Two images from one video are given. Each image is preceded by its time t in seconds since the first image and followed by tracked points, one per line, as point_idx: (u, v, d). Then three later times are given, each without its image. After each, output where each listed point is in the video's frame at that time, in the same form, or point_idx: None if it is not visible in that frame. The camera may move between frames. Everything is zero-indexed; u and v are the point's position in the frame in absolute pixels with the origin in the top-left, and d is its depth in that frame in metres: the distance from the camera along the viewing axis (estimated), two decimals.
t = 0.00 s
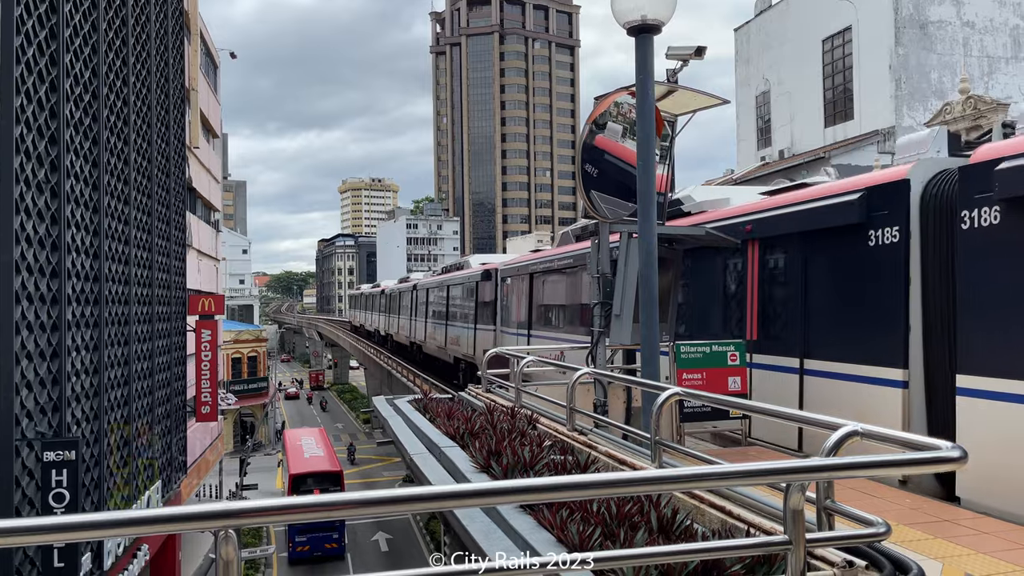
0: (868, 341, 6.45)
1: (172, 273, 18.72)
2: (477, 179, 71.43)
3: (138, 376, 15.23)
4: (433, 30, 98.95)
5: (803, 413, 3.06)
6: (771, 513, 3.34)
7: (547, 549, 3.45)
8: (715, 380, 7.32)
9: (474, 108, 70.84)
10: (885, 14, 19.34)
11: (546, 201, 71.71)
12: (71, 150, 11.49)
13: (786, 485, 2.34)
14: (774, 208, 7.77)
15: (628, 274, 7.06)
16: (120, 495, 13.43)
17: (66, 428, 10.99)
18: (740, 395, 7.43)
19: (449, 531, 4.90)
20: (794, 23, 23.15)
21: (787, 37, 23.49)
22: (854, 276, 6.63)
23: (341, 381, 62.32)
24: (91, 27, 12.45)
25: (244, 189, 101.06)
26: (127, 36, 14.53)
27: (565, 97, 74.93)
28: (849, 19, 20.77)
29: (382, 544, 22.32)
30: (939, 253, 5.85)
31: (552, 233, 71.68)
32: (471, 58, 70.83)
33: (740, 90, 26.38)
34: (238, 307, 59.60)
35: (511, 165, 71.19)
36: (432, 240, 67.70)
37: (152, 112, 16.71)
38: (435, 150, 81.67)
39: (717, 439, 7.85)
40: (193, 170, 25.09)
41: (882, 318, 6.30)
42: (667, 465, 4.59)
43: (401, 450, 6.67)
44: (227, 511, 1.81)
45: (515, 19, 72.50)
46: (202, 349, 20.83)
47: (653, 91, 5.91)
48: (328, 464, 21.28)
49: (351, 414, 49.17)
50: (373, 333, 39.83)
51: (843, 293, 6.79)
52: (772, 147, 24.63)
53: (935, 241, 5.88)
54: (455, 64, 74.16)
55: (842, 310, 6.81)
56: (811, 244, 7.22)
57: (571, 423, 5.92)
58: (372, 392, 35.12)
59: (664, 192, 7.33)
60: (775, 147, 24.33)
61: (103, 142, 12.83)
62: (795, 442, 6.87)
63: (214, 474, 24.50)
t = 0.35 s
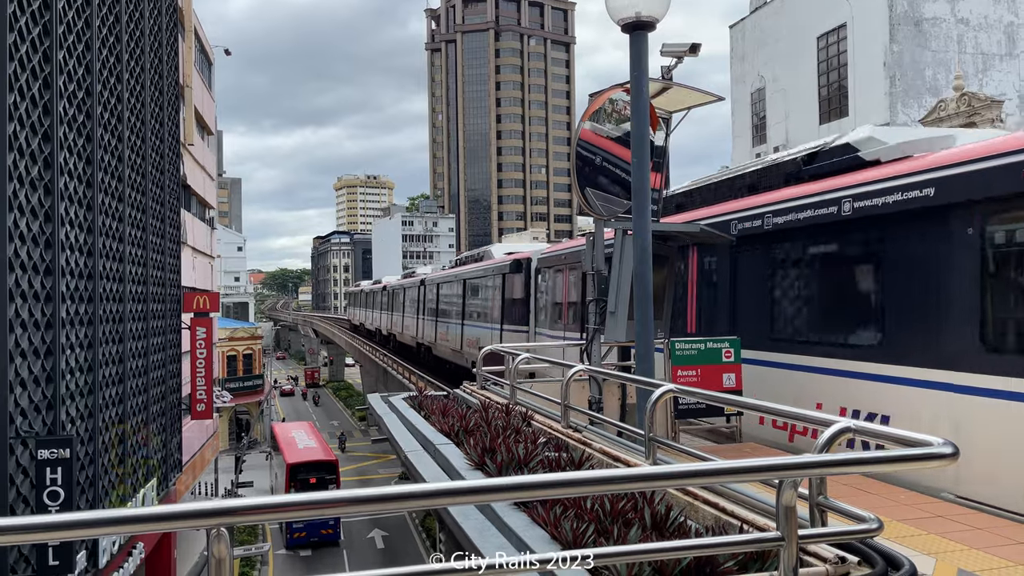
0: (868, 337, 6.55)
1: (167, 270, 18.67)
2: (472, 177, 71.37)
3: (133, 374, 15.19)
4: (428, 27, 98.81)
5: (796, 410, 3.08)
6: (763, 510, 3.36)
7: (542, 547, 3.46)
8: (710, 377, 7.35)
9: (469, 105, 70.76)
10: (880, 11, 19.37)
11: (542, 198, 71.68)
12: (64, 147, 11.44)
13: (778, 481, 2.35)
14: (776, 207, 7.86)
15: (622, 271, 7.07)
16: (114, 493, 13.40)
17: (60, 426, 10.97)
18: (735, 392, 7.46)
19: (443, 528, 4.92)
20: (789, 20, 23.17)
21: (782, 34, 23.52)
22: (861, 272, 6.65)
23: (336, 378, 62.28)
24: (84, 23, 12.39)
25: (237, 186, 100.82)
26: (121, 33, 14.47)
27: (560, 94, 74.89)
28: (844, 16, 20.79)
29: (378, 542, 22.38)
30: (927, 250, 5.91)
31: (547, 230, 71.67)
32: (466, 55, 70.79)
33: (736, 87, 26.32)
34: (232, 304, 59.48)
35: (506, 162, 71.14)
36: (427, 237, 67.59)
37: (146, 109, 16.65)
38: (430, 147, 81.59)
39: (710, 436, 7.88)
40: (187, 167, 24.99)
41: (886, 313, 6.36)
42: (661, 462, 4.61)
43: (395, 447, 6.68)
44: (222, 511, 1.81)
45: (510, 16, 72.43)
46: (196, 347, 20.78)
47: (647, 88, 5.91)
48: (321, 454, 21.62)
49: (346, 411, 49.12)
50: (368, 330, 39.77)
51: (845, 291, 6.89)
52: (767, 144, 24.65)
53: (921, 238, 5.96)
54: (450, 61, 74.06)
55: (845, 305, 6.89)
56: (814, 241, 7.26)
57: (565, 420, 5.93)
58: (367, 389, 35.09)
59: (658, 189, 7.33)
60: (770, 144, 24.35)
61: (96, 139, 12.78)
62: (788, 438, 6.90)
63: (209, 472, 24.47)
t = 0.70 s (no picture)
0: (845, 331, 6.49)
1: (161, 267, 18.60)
2: (467, 174, 71.31)
3: (127, 372, 15.11)
4: (423, 24, 98.54)
5: (789, 406, 3.09)
6: (757, 506, 3.38)
7: (536, 544, 3.47)
8: (704, 373, 7.37)
9: (464, 102, 70.67)
10: (875, 9, 19.38)
11: (537, 195, 71.67)
12: (57, 144, 11.39)
13: (771, 478, 2.36)
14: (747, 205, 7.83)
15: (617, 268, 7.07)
16: (109, 492, 13.36)
17: (55, 424, 10.93)
18: (729, 388, 7.48)
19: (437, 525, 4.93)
20: (784, 18, 23.17)
21: (777, 31, 23.53)
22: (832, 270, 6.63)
23: (331, 376, 62.16)
24: (77, 20, 12.32)
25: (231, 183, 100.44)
26: (114, 29, 14.38)
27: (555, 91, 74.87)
28: (839, 13, 20.79)
29: (373, 539, 22.40)
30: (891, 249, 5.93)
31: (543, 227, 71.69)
32: (461, 52, 70.72)
33: (731, 84, 26.38)
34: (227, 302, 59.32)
35: (501, 159, 71.09)
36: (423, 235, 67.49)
37: (140, 106, 16.58)
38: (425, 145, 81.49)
39: (704, 432, 7.90)
40: (181, 165, 24.88)
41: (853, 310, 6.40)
42: (655, 458, 4.62)
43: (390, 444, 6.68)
44: (220, 506, 1.82)
45: (505, 13, 72.36)
46: (191, 344, 20.73)
47: (642, 85, 5.91)
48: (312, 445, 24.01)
49: (342, 409, 49.07)
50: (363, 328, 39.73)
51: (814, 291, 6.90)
52: (762, 141, 24.68)
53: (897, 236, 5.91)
54: (445, 58, 73.96)
55: (813, 302, 6.92)
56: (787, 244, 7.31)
57: (560, 417, 5.93)
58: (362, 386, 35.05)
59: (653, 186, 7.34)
60: (766, 141, 24.38)
61: (90, 136, 12.72)
62: (782, 434, 6.93)
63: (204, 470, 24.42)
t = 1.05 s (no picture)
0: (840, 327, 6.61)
1: (156, 265, 18.55)
2: (463, 171, 71.23)
3: (122, 370, 15.05)
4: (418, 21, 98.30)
5: (784, 403, 3.10)
6: (751, 502, 3.39)
7: (532, 540, 3.47)
8: (700, 370, 7.39)
9: (460, 99, 70.55)
10: (870, 6, 19.40)
11: (532, 193, 71.63)
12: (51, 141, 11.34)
13: (766, 475, 2.37)
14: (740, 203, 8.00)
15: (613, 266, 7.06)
16: (104, 490, 13.34)
17: (49, 422, 10.91)
18: (724, 385, 7.51)
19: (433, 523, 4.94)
20: (780, 15, 23.19)
21: (772, 29, 23.54)
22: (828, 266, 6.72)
23: (327, 373, 62.10)
24: (71, 16, 12.26)
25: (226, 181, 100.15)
26: (108, 26, 14.32)
27: (551, 88, 74.85)
28: (834, 11, 20.81)
29: (369, 536, 22.46)
30: (882, 246, 6.08)
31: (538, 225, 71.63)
32: (457, 49, 70.63)
33: (726, 82, 26.41)
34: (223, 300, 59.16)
35: (497, 157, 70.98)
36: (419, 232, 67.41)
37: (135, 103, 16.53)
38: (421, 142, 81.36)
39: (699, 428, 7.93)
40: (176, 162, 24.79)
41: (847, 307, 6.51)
42: (651, 455, 4.64)
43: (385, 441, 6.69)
44: (215, 504, 1.82)
45: (501, 10, 72.27)
46: (186, 342, 20.69)
47: (637, 82, 5.90)
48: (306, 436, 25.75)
49: (337, 407, 49.00)
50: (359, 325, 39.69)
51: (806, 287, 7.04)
52: (757, 138, 24.72)
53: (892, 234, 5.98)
54: (440, 55, 73.81)
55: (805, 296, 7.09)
56: (783, 240, 7.37)
57: (556, 414, 5.95)
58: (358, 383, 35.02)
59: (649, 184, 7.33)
60: (760, 138, 24.42)
61: (84, 133, 12.67)
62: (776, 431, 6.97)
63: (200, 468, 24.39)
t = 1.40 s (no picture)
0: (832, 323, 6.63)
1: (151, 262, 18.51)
2: (459, 169, 71.18)
3: (118, 368, 15.01)
4: (415, 19, 98.23)
5: (778, 399, 3.11)
6: (746, 499, 3.40)
7: (526, 537, 3.48)
8: (696, 367, 7.41)
9: (456, 96, 70.47)
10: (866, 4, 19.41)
11: (529, 190, 71.59)
12: (46, 138, 11.29)
13: (761, 471, 2.38)
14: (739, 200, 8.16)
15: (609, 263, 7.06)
16: (100, 489, 13.31)
17: (45, 420, 10.88)
18: (720, 382, 7.53)
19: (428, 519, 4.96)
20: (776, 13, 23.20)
21: (769, 26, 23.55)
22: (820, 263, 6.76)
23: (324, 371, 62.05)
24: (66, 14, 12.22)
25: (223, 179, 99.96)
26: (103, 23, 14.26)
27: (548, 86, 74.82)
28: (830, 8, 20.82)
29: (366, 534, 22.44)
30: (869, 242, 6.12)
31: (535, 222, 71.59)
32: (453, 46, 70.61)
33: (723, 79, 26.42)
34: (220, 297, 59.07)
35: (494, 154, 70.91)
36: (416, 229, 67.39)
37: (130, 100, 16.47)
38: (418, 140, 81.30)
39: (695, 425, 7.96)
40: (172, 159, 24.73)
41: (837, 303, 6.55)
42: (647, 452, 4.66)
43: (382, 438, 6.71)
44: (210, 501, 1.82)
45: (498, 7, 72.20)
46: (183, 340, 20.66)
47: (633, 79, 5.90)
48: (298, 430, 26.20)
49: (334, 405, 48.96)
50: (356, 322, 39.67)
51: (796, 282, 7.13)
52: (754, 135, 24.75)
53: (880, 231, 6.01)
54: (437, 52, 73.73)
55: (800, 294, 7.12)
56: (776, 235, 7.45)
57: (551, 411, 5.96)
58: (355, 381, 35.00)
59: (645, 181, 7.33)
60: (757, 136, 24.46)
61: (79, 131, 12.63)
62: (771, 427, 7.00)
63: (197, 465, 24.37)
